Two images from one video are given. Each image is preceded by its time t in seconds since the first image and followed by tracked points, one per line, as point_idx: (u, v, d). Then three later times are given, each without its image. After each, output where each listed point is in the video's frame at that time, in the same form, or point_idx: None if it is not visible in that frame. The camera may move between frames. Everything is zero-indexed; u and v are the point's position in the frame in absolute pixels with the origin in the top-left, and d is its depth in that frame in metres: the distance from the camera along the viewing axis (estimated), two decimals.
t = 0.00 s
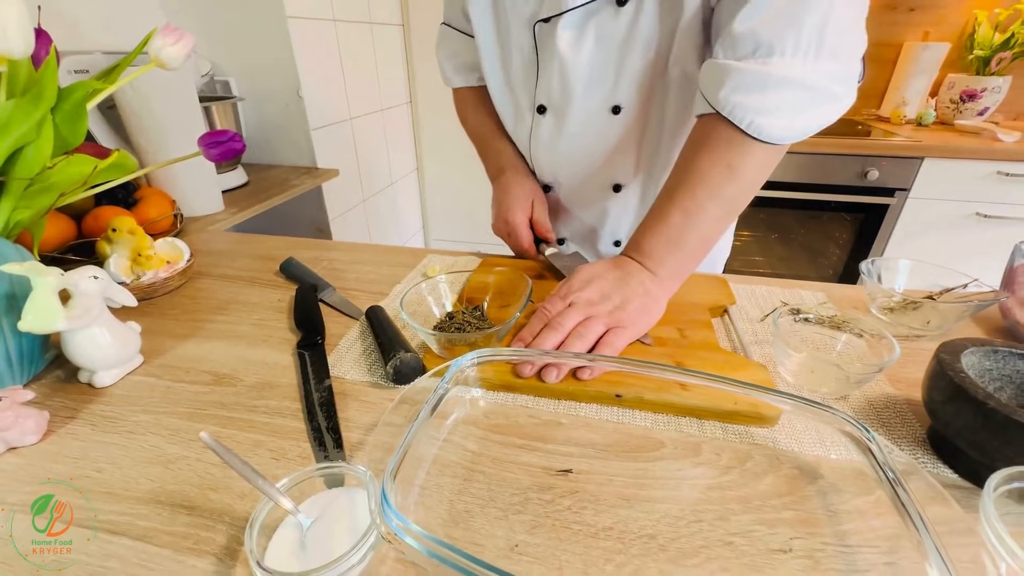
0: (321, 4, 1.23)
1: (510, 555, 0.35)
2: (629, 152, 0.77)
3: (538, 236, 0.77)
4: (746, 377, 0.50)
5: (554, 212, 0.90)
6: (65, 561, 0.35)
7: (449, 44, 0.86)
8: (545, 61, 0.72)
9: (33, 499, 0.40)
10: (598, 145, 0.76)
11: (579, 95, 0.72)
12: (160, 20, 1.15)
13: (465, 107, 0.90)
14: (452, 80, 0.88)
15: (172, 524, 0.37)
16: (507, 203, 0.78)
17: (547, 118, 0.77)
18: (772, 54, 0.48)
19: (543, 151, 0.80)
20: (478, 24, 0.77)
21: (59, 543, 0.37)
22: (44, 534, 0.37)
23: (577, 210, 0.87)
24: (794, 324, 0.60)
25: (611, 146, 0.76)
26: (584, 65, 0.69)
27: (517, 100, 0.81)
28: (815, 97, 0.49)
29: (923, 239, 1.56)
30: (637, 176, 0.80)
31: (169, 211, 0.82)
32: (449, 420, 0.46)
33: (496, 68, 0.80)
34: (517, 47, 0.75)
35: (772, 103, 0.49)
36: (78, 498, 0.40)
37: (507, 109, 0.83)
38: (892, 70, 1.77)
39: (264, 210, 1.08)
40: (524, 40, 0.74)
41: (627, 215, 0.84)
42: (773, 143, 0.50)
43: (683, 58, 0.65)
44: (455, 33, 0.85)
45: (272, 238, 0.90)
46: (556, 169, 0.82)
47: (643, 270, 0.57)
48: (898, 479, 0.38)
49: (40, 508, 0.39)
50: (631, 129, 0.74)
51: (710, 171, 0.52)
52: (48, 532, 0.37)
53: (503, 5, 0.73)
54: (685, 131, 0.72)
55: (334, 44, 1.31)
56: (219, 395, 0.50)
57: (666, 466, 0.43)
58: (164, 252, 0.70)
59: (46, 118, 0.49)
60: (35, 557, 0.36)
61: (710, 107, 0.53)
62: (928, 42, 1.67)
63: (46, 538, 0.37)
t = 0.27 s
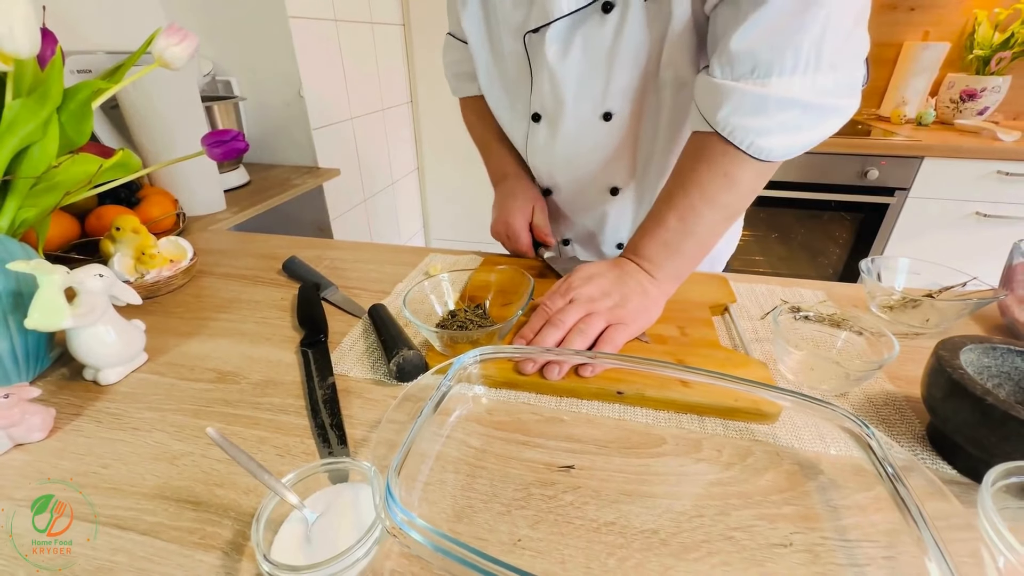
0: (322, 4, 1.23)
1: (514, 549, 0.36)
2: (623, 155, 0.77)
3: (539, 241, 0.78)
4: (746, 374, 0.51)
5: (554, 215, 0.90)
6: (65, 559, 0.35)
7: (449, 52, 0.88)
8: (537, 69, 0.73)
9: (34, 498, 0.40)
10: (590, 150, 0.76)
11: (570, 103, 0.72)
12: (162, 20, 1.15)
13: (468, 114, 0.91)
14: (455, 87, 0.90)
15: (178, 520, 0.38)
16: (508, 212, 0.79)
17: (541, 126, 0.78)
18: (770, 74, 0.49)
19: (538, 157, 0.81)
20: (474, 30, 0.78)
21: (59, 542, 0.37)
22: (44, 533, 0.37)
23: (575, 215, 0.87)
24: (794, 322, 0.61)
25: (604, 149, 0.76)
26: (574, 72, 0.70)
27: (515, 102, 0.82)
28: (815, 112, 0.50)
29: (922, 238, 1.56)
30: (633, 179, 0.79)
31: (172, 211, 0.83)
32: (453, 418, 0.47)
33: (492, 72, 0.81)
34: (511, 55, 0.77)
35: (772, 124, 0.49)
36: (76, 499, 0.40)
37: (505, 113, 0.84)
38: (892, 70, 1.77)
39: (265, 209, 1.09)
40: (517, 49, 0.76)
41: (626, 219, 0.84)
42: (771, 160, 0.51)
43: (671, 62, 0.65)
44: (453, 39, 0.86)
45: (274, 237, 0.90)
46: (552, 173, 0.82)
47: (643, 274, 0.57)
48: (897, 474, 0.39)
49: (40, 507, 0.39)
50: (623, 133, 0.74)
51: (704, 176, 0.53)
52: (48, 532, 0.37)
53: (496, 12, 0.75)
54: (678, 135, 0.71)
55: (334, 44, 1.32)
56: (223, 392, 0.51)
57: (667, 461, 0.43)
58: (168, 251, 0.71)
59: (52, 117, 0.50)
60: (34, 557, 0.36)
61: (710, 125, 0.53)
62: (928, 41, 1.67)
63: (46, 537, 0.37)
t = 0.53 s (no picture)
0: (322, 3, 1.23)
1: (514, 549, 0.36)
2: (626, 149, 0.76)
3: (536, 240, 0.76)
4: (747, 374, 0.50)
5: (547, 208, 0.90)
6: (65, 560, 0.35)
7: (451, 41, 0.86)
8: (547, 51, 0.72)
9: (33, 499, 0.40)
10: (594, 140, 0.76)
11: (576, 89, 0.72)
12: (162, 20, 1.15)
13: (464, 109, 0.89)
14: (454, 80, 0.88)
15: (178, 519, 0.38)
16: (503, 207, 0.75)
17: (546, 110, 0.77)
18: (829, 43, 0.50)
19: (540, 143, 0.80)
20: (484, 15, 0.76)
21: (58, 542, 0.37)
22: (43, 533, 0.37)
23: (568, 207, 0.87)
24: (795, 321, 0.60)
25: (608, 142, 0.76)
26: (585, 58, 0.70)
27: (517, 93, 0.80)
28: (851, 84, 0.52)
29: (923, 238, 1.56)
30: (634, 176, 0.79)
31: (172, 210, 0.83)
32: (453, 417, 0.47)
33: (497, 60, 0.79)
34: (518, 40, 0.76)
35: (825, 90, 0.50)
36: (76, 499, 0.40)
37: (506, 100, 0.82)
38: (892, 69, 1.77)
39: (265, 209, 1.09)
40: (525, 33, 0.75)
41: (619, 214, 0.83)
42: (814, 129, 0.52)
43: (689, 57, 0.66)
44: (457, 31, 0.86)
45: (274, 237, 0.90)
46: (553, 162, 0.82)
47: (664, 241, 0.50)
48: (898, 474, 0.39)
49: (39, 507, 0.39)
50: (625, 125, 0.74)
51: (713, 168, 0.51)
52: (47, 532, 0.37)
53: None
54: (686, 133, 0.73)
55: (335, 43, 1.31)
56: (223, 392, 0.51)
57: (668, 461, 0.43)
58: (167, 250, 0.71)
59: (52, 116, 0.50)
60: (34, 557, 0.36)
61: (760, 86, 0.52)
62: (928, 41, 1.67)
63: (45, 537, 0.37)
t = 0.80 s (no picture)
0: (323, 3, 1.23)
1: (514, 548, 0.36)
2: (646, 145, 0.78)
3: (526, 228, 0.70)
4: (746, 374, 0.50)
5: (553, 207, 0.90)
6: (65, 560, 0.35)
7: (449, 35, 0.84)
8: (570, 45, 0.73)
9: (33, 498, 0.40)
10: (615, 135, 0.77)
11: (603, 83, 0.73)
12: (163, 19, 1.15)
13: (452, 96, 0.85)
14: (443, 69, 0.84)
15: (178, 519, 0.38)
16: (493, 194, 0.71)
17: (564, 104, 0.77)
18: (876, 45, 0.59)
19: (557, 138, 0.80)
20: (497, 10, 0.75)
21: (58, 542, 0.37)
22: (43, 533, 0.37)
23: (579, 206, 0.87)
24: (795, 321, 0.60)
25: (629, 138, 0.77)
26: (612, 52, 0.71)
27: (530, 89, 0.80)
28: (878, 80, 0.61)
29: (923, 238, 1.56)
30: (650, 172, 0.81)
31: (172, 210, 0.83)
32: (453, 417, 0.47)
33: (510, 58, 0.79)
34: (534, 35, 0.75)
35: (868, 84, 0.60)
36: (76, 499, 0.40)
37: (517, 96, 0.81)
38: (892, 69, 1.77)
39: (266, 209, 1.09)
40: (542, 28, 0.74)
41: (630, 212, 0.85)
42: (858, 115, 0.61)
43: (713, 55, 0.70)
44: (456, 25, 0.84)
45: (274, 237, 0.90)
46: (569, 158, 0.82)
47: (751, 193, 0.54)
48: (898, 474, 0.39)
49: (39, 507, 0.39)
50: (648, 120, 0.76)
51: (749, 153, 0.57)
52: (48, 532, 0.37)
53: None
54: (706, 128, 0.76)
55: (335, 43, 1.32)
56: (223, 391, 0.51)
57: (667, 461, 0.43)
58: (168, 250, 0.71)
59: (52, 116, 0.50)
60: (34, 557, 0.36)
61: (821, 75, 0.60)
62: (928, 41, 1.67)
63: (46, 537, 0.37)
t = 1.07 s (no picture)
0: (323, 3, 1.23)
1: (514, 548, 0.36)
2: (659, 153, 0.78)
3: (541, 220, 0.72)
4: (747, 373, 0.50)
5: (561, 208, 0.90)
6: (65, 560, 0.35)
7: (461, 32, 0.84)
8: (590, 48, 0.73)
9: (33, 498, 0.40)
10: (630, 142, 0.77)
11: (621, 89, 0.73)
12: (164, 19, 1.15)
13: (463, 93, 0.86)
14: (456, 64, 0.85)
15: (179, 518, 0.38)
16: (513, 182, 0.72)
17: (579, 107, 0.77)
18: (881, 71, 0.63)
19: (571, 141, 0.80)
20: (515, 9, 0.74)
21: (58, 542, 0.37)
22: (43, 533, 0.37)
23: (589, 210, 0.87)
24: (795, 321, 0.60)
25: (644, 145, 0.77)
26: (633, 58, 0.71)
27: (545, 90, 0.80)
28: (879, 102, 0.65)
29: (923, 238, 1.56)
30: (661, 181, 0.81)
31: (173, 210, 0.83)
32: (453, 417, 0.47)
33: (527, 59, 0.79)
34: (553, 37, 0.75)
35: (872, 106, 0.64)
36: (76, 499, 0.40)
37: (532, 97, 0.81)
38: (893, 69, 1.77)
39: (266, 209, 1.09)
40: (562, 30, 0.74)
41: (639, 219, 0.85)
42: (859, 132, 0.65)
43: (731, 67, 0.71)
44: (468, 19, 0.84)
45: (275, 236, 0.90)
46: (582, 162, 0.82)
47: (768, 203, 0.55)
48: (898, 474, 0.39)
49: (39, 507, 0.39)
50: (664, 127, 0.76)
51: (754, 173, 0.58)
52: (48, 532, 0.37)
53: None
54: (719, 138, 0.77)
55: (336, 43, 1.32)
56: (223, 391, 0.51)
57: (667, 461, 0.43)
58: (168, 249, 0.71)
59: (53, 115, 0.50)
60: (34, 557, 0.36)
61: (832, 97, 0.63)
62: (929, 40, 1.67)
63: (46, 537, 0.37)
